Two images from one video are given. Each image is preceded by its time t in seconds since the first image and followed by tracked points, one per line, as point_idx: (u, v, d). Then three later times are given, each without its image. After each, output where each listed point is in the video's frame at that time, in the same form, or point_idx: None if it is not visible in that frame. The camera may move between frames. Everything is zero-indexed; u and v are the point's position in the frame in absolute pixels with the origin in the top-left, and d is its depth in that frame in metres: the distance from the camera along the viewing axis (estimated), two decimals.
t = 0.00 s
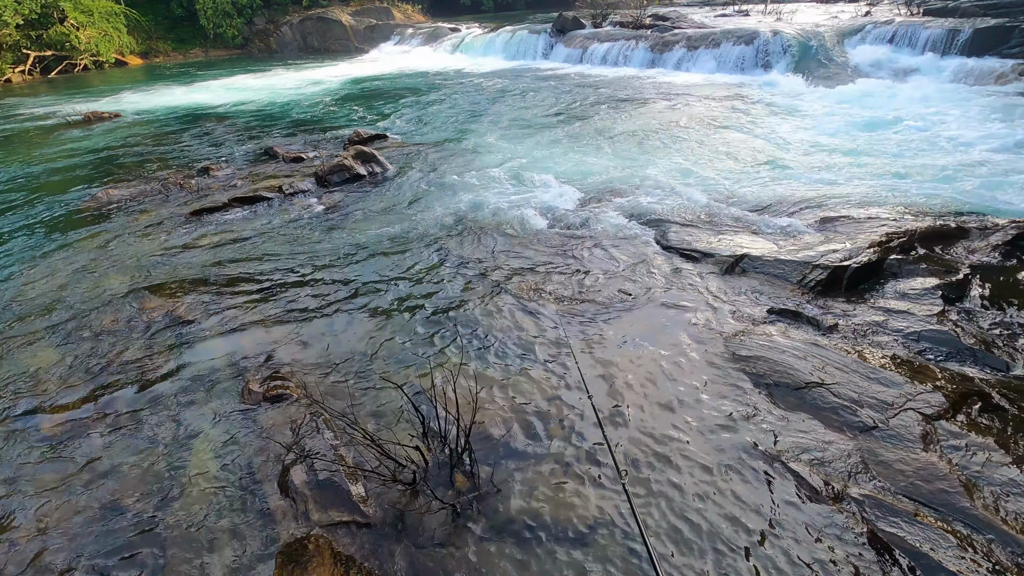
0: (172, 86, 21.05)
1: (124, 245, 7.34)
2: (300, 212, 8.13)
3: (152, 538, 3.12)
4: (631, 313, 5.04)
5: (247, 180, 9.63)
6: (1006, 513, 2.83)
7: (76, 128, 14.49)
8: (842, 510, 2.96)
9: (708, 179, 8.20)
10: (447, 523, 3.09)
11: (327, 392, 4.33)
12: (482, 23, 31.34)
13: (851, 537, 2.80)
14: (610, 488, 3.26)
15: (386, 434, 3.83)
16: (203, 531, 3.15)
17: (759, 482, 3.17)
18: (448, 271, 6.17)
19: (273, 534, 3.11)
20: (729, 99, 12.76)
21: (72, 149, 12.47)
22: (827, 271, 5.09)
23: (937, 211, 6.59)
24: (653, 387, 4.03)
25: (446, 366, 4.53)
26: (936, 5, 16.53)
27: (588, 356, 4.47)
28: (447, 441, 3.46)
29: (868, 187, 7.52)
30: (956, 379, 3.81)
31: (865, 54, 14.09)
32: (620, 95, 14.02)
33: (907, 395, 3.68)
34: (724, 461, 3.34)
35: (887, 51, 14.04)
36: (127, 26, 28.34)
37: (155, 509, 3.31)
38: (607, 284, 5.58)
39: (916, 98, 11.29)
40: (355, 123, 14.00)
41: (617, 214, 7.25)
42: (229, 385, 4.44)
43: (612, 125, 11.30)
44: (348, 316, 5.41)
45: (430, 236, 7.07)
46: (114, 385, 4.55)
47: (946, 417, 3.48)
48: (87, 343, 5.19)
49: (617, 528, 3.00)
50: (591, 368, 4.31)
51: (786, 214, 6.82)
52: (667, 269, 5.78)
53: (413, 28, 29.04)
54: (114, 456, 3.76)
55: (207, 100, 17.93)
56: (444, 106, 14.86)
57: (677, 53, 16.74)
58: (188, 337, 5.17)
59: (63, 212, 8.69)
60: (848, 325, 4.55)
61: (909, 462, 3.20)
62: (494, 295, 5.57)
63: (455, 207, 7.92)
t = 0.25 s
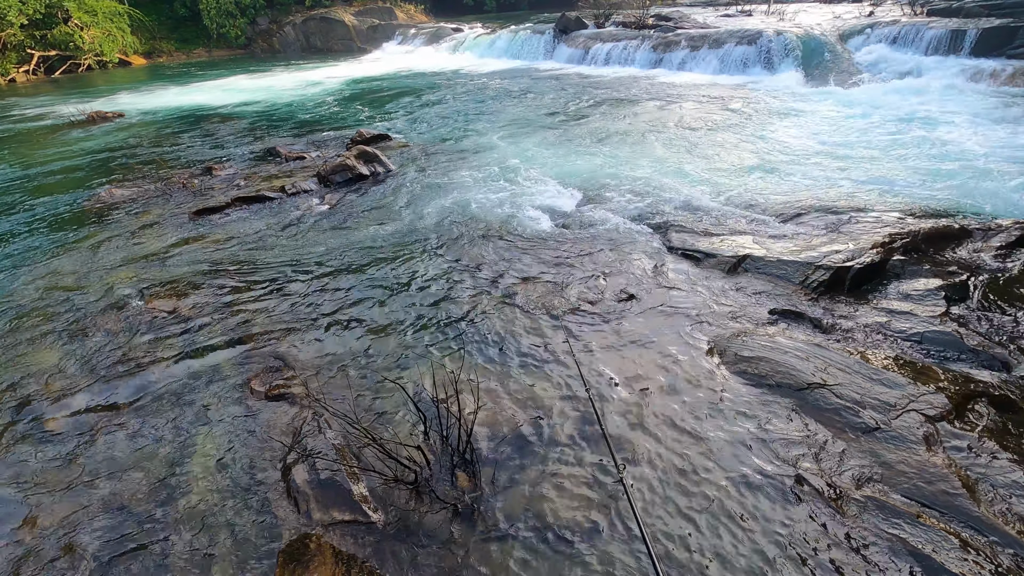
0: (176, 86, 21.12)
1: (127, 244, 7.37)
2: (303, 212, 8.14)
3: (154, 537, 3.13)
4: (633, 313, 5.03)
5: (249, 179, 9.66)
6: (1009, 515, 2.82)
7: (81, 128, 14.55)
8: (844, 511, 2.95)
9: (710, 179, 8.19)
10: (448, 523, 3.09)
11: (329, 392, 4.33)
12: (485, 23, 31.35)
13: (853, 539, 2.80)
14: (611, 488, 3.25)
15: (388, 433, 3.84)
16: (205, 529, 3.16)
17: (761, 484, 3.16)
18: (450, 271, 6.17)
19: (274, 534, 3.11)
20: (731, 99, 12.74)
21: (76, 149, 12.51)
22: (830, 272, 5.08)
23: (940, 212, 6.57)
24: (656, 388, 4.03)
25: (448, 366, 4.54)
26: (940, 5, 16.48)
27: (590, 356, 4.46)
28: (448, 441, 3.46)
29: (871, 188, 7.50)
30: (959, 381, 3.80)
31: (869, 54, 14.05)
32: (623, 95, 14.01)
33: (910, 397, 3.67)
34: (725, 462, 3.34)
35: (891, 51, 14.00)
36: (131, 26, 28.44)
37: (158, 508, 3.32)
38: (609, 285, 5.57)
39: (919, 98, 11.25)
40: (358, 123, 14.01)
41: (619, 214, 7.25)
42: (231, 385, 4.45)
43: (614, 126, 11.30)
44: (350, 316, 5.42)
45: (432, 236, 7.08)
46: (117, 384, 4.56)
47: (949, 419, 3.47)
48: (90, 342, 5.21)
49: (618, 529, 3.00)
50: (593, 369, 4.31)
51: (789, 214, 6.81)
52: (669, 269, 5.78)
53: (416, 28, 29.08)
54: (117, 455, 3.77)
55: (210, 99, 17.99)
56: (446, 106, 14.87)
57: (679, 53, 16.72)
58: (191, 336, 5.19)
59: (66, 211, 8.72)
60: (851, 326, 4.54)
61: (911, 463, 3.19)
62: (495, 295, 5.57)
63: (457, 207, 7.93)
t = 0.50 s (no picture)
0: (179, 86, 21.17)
1: (130, 243, 7.38)
2: (305, 212, 8.15)
3: (156, 536, 3.14)
4: (635, 314, 5.02)
5: (252, 179, 9.67)
6: (1012, 517, 2.81)
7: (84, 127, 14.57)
8: (846, 513, 2.94)
9: (713, 180, 8.17)
10: (449, 523, 3.09)
11: (331, 391, 4.34)
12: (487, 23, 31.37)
13: (856, 540, 2.79)
14: (612, 489, 3.25)
15: (390, 433, 3.84)
16: (207, 529, 3.16)
17: (763, 485, 3.15)
18: (451, 271, 6.17)
19: (276, 533, 3.12)
20: (733, 99, 12.72)
21: (79, 149, 12.52)
22: (832, 273, 5.07)
23: (943, 213, 6.55)
24: (657, 388, 4.03)
25: (449, 366, 4.54)
26: (943, 5, 16.45)
27: (592, 357, 4.46)
28: (450, 441, 3.46)
29: (873, 188, 7.48)
30: (962, 382, 3.79)
31: (872, 54, 14.03)
32: (625, 95, 14.00)
33: (913, 398, 3.66)
34: (727, 464, 3.33)
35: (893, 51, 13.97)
36: (134, 26, 28.50)
37: (160, 507, 3.33)
38: (611, 285, 5.57)
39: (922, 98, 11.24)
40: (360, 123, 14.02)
41: (621, 214, 7.24)
42: (233, 385, 4.46)
43: (616, 126, 11.29)
44: (352, 316, 5.42)
45: (434, 236, 7.08)
46: (119, 383, 4.57)
47: (952, 420, 3.46)
48: (93, 342, 5.22)
49: (619, 530, 2.99)
50: (594, 369, 4.30)
51: (791, 214, 6.79)
52: (671, 269, 5.77)
53: (418, 28, 29.10)
54: (119, 455, 3.78)
55: (213, 99, 18.01)
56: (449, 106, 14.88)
57: (682, 53, 16.70)
58: (193, 336, 5.19)
59: (69, 211, 8.74)
60: (853, 327, 4.52)
61: (914, 465, 3.18)
62: (497, 295, 5.57)
63: (459, 207, 7.92)
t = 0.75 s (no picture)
0: (181, 86, 21.21)
1: (132, 243, 7.39)
2: (306, 211, 8.15)
3: (157, 534, 3.14)
4: (636, 314, 5.02)
5: (254, 179, 9.69)
6: (1014, 518, 2.80)
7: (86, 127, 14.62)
8: (847, 514, 2.94)
9: (715, 180, 8.16)
10: (450, 523, 3.09)
11: (333, 391, 4.34)
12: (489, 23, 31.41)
13: (856, 542, 2.78)
14: (612, 490, 3.25)
15: (391, 433, 3.84)
16: (208, 528, 3.16)
17: (764, 486, 3.15)
18: (453, 271, 6.17)
19: (277, 533, 3.12)
20: (736, 99, 12.70)
21: (82, 148, 12.57)
22: (834, 273, 5.06)
23: (946, 213, 6.52)
24: (658, 388, 4.02)
25: (450, 366, 4.54)
26: (946, 5, 16.42)
27: (592, 357, 4.45)
28: (451, 440, 3.47)
29: (875, 188, 7.47)
30: (964, 383, 3.78)
31: (875, 54, 14.00)
32: (626, 95, 13.98)
33: (915, 399, 3.65)
34: (728, 464, 3.32)
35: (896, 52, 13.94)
36: (136, 26, 28.56)
37: (161, 506, 3.33)
38: (612, 285, 5.56)
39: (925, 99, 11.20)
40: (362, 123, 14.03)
41: (622, 214, 7.23)
42: (234, 384, 4.47)
43: (618, 126, 11.28)
44: (353, 316, 5.42)
45: (436, 236, 7.08)
46: (121, 383, 4.58)
47: (954, 421, 3.45)
48: (95, 341, 5.23)
49: (620, 530, 2.99)
50: (596, 369, 4.30)
51: (793, 215, 6.78)
52: (673, 270, 5.77)
53: (420, 28, 29.11)
54: (121, 454, 3.78)
55: (216, 100, 18.05)
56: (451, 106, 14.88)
57: (684, 53, 16.68)
58: (195, 335, 5.20)
59: (72, 210, 8.76)
60: (855, 328, 4.51)
61: (915, 466, 3.18)
62: (498, 296, 5.57)
63: (460, 207, 7.93)
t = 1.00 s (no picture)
0: (183, 86, 21.25)
1: (133, 243, 7.40)
2: (307, 211, 8.16)
3: (157, 534, 3.15)
4: (637, 314, 5.01)
5: (255, 179, 9.70)
6: (1014, 519, 2.80)
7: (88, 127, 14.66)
8: (847, 515, 2.93)
9: (716, 180, 8.15)
10: (449, 523, 3.09)
11: (332, 391, 4.34)
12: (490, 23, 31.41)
13: (856, 543, 2.77)
14: (612, 490, 3.25)
15: (391, 433, 3.84)
16: (208, 528, 3.17)
17: (763, 487, 3.15)
18: (453, 271, 6.17)
19: (276, 532, 3.12)
20: (737, 99, 12.68)
21: (84, 148, 12.60)
22: (835, 274, 5.05)
23: (947, 214, 6.52)
24: (658, 389, 4.02)
25: (451, 366, 4.54)
26: (948, 6, 16.40)
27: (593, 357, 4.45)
28: (450, 440, 3.47)
29: (877, 189, 7.46)
30: (965, 384, 3.77)
31: (876, 55, 13.98)
32: (628, 95, 13.98)
33: (915, 400, 3.65)
34: (727, 465, 3.32)
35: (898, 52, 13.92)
36: (138, 26, 28.62)
37: (161, 506, 3.33)
38: (612, 286, 5.56)
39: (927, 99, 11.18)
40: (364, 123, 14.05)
41: (623, 215, 7.22)
42: (235, 383, 4.47)
43: (619, 126, 11.27)
44: (353, 316, 5.42)
45: (436, 236, 7.08)
46: (122, 382, 4.58)
47: (955, 422, 3.44)
48: (96, 340, 5.24)
49: (619, 531, 2.99)
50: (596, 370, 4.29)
51: (794, 215, 6.77)
52: (673, 270, 5.76)
53: (421, 28, 29.13)
54: (121, 454, 3.79)
55: (217, 100, 18.09)
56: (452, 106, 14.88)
57: (685, 53, 16.67)
58: (196, 335, 5.21)
59: (73, 210, 8.78)
60: (856, 328, 4.51)
61: (916, 467, 3.17)
62: (498, 296, 5.57)
63: (461, 207, 7.92)
